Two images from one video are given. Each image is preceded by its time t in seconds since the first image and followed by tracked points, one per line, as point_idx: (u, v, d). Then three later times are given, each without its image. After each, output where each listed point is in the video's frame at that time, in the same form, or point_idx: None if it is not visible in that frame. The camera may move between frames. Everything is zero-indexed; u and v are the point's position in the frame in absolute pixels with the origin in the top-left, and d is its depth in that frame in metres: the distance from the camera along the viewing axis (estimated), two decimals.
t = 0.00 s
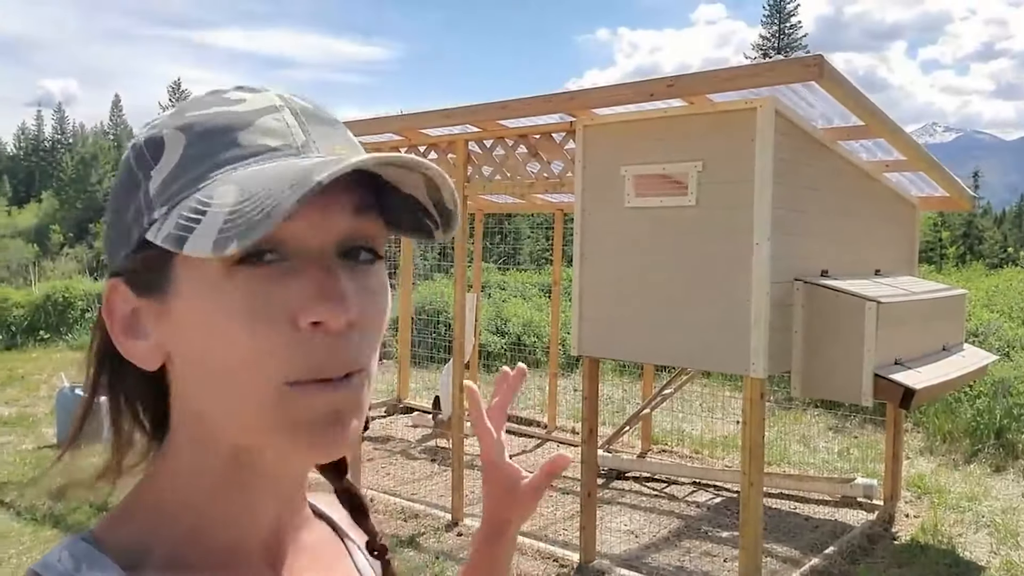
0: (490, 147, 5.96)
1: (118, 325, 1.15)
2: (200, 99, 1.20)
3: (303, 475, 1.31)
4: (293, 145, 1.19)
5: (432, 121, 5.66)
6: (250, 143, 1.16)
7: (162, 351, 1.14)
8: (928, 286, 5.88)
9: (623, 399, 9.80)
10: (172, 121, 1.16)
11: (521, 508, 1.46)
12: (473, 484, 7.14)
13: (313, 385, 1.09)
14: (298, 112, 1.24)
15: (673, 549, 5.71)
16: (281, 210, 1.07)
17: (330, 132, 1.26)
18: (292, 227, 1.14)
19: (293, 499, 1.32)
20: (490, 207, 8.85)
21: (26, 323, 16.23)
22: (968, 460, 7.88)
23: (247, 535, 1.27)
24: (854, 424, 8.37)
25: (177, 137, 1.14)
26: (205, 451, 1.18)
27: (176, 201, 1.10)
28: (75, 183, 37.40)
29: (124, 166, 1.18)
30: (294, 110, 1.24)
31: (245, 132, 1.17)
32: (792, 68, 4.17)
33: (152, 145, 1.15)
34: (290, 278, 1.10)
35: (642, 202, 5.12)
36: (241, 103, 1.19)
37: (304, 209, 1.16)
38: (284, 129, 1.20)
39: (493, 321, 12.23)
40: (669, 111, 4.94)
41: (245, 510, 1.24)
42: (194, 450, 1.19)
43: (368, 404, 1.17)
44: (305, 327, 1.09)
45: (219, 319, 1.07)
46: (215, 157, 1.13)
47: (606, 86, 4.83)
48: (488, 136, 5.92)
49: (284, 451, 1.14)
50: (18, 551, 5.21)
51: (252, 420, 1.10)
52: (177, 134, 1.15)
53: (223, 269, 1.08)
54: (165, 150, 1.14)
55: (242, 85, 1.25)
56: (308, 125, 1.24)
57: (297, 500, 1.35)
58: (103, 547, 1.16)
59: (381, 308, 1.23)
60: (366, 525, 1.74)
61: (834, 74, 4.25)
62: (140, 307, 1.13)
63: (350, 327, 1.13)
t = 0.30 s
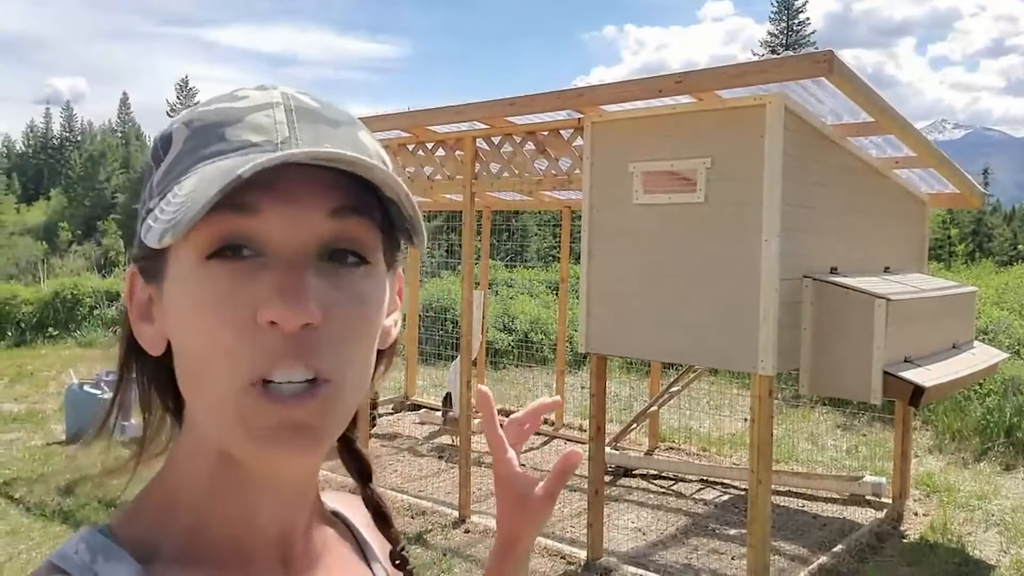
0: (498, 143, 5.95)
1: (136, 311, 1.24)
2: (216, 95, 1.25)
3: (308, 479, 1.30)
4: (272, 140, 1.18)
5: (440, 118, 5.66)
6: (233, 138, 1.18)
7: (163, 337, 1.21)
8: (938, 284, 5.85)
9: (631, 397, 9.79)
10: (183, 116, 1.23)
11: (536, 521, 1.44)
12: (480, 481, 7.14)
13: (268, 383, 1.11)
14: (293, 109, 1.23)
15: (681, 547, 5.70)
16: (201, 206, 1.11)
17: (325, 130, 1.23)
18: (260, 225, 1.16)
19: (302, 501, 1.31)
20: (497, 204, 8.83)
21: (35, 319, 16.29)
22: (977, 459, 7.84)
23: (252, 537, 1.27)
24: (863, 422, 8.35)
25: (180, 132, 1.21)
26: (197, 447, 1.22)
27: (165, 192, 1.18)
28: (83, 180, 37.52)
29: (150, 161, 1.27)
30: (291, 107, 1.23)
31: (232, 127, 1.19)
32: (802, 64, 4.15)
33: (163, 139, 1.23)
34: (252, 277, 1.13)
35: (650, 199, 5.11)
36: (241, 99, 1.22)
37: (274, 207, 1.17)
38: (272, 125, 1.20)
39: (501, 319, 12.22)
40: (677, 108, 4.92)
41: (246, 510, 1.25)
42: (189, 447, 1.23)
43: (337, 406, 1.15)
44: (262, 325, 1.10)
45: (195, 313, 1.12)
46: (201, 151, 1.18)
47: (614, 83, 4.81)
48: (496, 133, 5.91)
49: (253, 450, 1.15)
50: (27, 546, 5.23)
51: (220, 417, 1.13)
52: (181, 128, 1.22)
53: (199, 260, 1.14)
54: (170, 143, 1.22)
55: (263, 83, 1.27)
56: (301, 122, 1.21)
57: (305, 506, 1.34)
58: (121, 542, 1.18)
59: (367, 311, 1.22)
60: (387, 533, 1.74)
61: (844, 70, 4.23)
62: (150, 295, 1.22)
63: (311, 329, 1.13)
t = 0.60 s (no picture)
0: (504, 142, 5.91)
1: (144, 305, 1.21)
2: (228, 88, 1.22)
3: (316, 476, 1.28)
4: (282, 139, 1.15)
5: (446, 116, 5.62)
6: (244, 135, 1.16)
7: (172, 332, 1.19)
8: (950, 283, 5.78)
9: (638, 397, 9.75)
10: (195, 108, 1.20)
11: (545, 525, 1.42)
12: (486, 482, 7.09)
13: (274, 384, 1.09)
14: (305, 106, 1.19)
15: (689, 548, 5.65)
16: (208, 208, 1.08)
17: (336, 128, 1.20)
18: (268, 224, 1.13)
19: (310, 499, 1.30)
20: (504, 203, 8.79)
21: (41, 320, 16.30)
22: (989, 460, 7.76)
23: (259, 532, 1.26)
24: (873, 422, 8.29)
25: (192, 126, 1.18)
26: (205, 443, 1.20)
27: (175, 189, 1.16)
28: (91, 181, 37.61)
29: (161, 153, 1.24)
30: (303, 104, 1.20)
31: (243, 124, 1.17)
32: (812, 60, 4.10)
33: (174, 132, 1.21)
34: (258, 276, 1.11)
35: (658, 197, 5.05)
36: (253, 94, 1.18)
37: (282, 206, 1.14)
38: (283, 124, 1.17)
39: (508, 318, 12.17)
40: (685, 105, 4.87)
41: (254, 506, 1.24)
42: (197, 442, 1.22)
43: (344, 408, 1.13)
44: (269, 325, 1.09)
45: (203, 310, 1.11)
46: (211, 147, 1.16)
47: (621, 80, 4.77)
48: (502, 131, 5.87)
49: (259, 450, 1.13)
50: (32, 546, 5.21)
51: (227, 417, 1.11)
52: (192, 121, 1.19)
53: (208, 258, 1.12)
54: (182, 138, 1.19)
55: (276, 77, 1.24)
56: (312, 120, 1.18)
57: (313, 504, 1.32)
58: (126, 532, 1.17)
59: (377, 311, 1.19)
60: (394, 532, 1.69)
61: (854, 66, 4.18)
62: (159, 289, 1.19)
63: (318, 329, 1.11)
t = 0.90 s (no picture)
0: (506, 140, 5.88)
1: (150, 303, 1.19)
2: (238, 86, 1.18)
3: (319, 480, 1.26)
4: (291, 145, 1.12)
5: (448, 115, 5.59)
6: (253, 140, 1.13)
7: (177, 332, 1.16)
8: (957, 282, 5.75)
9: (642, 396, 9.72)
10: (202, 107, 1.16)
11: (548, 531, 1.40)
12: (489, 482, 7.07)
13: (277, 393, 1.06)
14: (316, 110, 1.16)
15: (694, 549, 5.62)
16: (214, 220, 1.05)
17: (346, 134, 1.17)
18: (274, 230, 1.11)
19: (312, 504, 1.27)
20: (507, 202, 8.76)
21: (45, 319, 16.32)
22: (996, 460, 7.71)
23: (261, 537, 1.23)
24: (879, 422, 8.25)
25: (200, 126, 1.14)
26: (208, 445, 1.18)
27: (181, 193, 1.13)
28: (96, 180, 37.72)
29: (168, 151, 1.21)
30: (313, 108, 1.16)
31: (252, 128, 1.14)
32: (817, 57, 4.06)
33: (182, 130, 1.17)
34: (264, 284, 1.08)
35: (661, 195, 5.02)
36: (263, 96, 1.15)
37: (290, 213, 1.11)
38: (293, 130, 1.14)
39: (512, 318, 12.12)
40: (689, 103, 4.84)
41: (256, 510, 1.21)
42: (199, 445, 1.19)
43: (348, 418, 1.10)
44: (273, 333, 1.06)
45: (206, 315, 1.08)
46: (220, 151, 1.13)
47: (625, 78, 4.73)
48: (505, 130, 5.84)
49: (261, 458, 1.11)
50: (34, 547, 5.20)
51: (229, 421, 1.08)
52: (200, 121, 1.15)
53: (213, 261, 1.09)
54: (190, 137, 1.15)
55: (286, 77, 1.20)
56: (322, 126, 1.16)
57: (315, 509, 1.29)
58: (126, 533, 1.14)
59: (384, 319, 1.16)
60: (394, 532, 1.66)
61: (860, 63, 4.14)
62: (165, 288, 1.16)
63: (322, 338, 1.08)
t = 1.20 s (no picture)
0: (507, 138, 5.87)
1: (166, 295, 1.19)
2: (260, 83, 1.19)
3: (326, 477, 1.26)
4: (317, 140, 1.13)
5: (449, 112, 5.59)
6: (278, 134, 1.13)
7: (194, 324, 1.17)
8: (960, 277, 5.74)
9: (644, 394, 9.72)
10: (225, 102, 1.16)
11: (541, 492, 1.55)
12: (491, 480, 7.07)
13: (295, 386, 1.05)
14: (339, 107, 1.17)
15: (696, 546, 5.61)
16: (247, 209, 1.04)
17: (370, 132, 1.17)
18: (299, 222, 1.10)
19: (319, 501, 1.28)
20: (508, 199, 8.77)
21: (48, 319, 16.36)
22: (999, 456, 7.70)
23: (266, 531, 1.23)
24: (882, 418, 8.24)
25: (223, 121, 1.14)
26: (218, 438, 1.18)
27: (206, 185, 1.12)
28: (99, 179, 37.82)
29: (188, 145, 1.21)
30: (336, 105, 1.17)
31: (277, 123, 1.14)
32: (819, 52, 4.05)
33: (204, 125, 1.16)
34: (288, 275, 1.08)
35: (662, 191, 5.01)
36: (287, 93, 1.15)
37: (315, 206, 1.11)
38: (318, 125, 1.14)
39: (514, 316, 12.11)
40: (691, 99, 4.82)
41: (263, 505, 1.21)
42: (208, 438, 1.19)
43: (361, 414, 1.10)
44: (295, 326, 1.06)
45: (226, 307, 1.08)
46: (244, 145, 1.12)
47: (626, 74, 4.73)
48: (506, 127, 5.83)
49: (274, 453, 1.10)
50: (37, 545, 5.21)
51: (242, 415, 1.08)
52: (223, 117, 1.15)
53: (237, 253, 1.09)
54: (212, 132, 1.15)
55: (308, 76, 1.21)
56: (346, 122, 1.16)
57: (320, 505, 1.29)
58: (132, 526, 1.14)
59: (401, 316, 1.16)
60: (397, 532, 1.67)
61: (862, 58, 4.12)
62: (183, 279, 1.17)
63: (343, 331, 1.08)
